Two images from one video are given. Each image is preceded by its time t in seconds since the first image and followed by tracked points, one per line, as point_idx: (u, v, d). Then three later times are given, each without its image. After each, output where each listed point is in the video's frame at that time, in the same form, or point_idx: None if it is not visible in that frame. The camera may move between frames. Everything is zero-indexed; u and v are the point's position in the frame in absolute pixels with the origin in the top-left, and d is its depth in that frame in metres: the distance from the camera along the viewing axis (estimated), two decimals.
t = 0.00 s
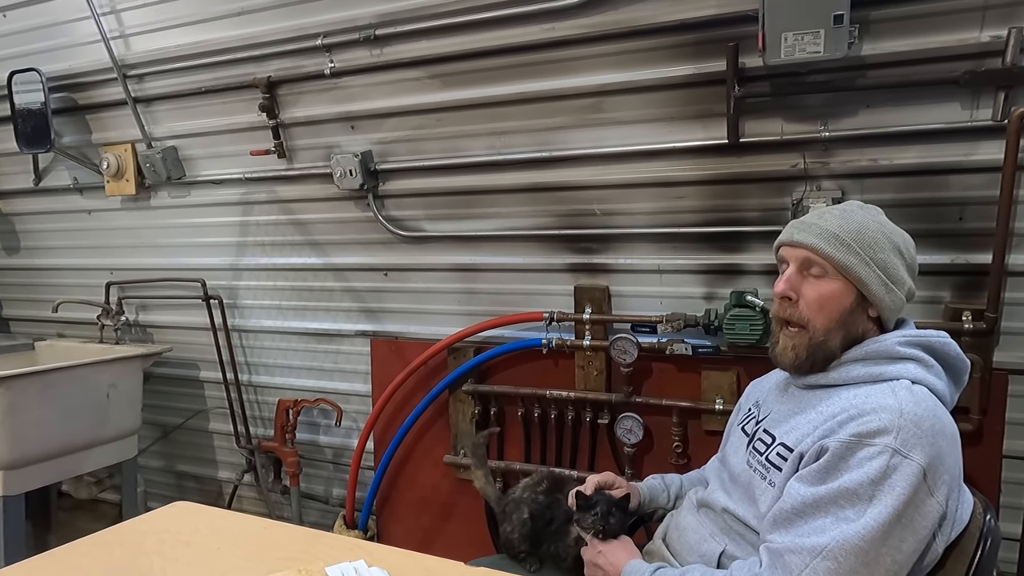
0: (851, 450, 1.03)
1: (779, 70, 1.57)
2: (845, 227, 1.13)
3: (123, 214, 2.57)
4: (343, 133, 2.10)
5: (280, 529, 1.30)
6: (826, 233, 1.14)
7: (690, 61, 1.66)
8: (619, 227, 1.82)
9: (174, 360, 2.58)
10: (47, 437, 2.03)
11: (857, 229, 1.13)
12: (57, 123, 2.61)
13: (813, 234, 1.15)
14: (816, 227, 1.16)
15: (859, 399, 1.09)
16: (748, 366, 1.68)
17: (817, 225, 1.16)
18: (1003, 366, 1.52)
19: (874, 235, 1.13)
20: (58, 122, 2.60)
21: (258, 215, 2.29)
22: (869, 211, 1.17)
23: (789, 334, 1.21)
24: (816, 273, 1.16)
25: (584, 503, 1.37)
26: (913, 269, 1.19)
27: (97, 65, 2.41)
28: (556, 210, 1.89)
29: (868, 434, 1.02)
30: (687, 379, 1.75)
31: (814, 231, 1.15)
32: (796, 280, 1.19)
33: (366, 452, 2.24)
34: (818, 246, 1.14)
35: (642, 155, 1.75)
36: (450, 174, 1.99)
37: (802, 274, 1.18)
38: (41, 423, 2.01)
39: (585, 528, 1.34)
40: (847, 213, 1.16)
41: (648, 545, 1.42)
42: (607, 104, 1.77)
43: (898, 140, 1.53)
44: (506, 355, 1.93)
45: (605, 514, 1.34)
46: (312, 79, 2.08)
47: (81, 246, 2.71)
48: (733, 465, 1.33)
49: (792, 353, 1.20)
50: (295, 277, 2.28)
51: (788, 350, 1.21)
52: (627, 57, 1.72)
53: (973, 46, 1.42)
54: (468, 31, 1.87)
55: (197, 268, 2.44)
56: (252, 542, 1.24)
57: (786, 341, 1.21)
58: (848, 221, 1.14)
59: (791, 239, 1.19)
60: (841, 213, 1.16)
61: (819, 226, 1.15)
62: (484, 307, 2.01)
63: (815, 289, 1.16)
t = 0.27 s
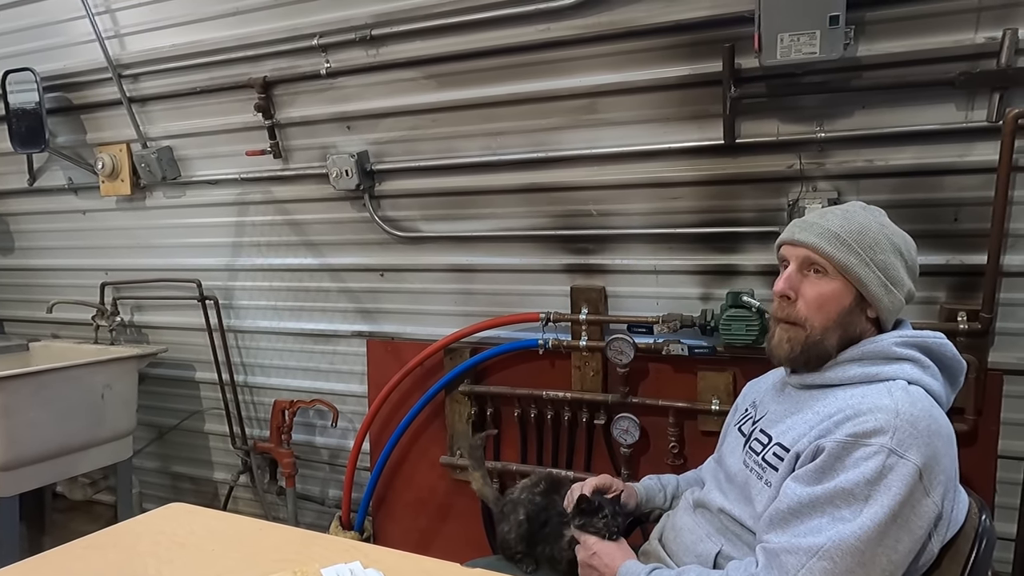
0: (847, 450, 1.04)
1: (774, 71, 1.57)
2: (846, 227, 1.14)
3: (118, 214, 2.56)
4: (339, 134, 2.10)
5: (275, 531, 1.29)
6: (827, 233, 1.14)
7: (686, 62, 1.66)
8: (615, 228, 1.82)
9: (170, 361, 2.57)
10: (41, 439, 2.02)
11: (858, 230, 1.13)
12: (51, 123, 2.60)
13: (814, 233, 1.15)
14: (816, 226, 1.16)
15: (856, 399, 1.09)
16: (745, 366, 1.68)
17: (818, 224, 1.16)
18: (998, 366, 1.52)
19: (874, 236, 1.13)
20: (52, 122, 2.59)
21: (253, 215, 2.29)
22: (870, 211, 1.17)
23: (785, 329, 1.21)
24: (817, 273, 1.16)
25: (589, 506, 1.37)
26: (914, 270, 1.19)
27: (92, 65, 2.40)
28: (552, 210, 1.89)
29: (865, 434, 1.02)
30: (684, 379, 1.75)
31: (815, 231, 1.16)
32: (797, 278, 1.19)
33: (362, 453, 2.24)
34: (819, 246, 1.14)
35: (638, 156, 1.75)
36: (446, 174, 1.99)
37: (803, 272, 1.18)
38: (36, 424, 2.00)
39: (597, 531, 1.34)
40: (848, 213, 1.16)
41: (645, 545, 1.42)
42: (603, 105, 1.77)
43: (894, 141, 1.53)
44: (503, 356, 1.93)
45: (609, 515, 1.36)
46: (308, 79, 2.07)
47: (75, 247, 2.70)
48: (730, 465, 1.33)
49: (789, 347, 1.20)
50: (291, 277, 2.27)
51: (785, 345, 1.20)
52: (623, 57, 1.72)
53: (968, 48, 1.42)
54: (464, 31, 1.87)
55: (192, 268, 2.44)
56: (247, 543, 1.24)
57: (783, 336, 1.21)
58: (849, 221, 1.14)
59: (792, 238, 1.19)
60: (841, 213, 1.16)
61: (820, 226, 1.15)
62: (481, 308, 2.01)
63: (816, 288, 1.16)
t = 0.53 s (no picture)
0: (849, 450, 1.03)
1: (775, 69, 1.57)
2: (825, 215, 1.16)
3: (117, 212, 2.56)
4: (338, 132, 2.09)
5: (274, 530, 1.29)
6: (805, 222, 1.18)
7: (686, 60, 1.66)
8: (615, 226, 1.81)
9: (169, 359, 2.57)
10: (40, 438, 2.02)
11: (836, 217, 1.15)
12: (50, 122, 2.59)
13: (795, 224, 1.19)
14: (797, 218, 1.20)
15: (858, 398, 1.09)
16: (745, 365, 1.68)
17: (800, 216, 1.20)
18: (999, 365, 1.52)
19: (854, 221, 1.14)
20: (51, 120, 2.59)
21: (253, 213, 2.28)
22: (856, 203, 1.19)
23: (774, 316, 1.24)
24: (800, 260, 1.19)
25: (586, 510, 1.35)
26: (910, 260, 1.17)
27: (90, 63, 2.40)
28: (552, 209, 1.88)
29: (867, 434, 1.02)
30: (684, 378, 1.75)
31: (796, 222, 1.20)
32: (783, 268, 1.22)
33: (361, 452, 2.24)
34: (798, 234, 1.18)
35: (638, 154, 1.75)
36: (446, 172, 1.98)
37: (789, 262, 1.21)
38: (35, 423, 2.00)
39: (598, 535, 1.32)
40: (831, 205, 1.19)
41: (644, 544, 1.42)
42: (603, 103, 1.76)
43: (894, 139, 1.53)
44: (502, 354, 1.92)
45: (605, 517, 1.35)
46: (307, 77, 2.07)
47: (75, 245, 2.69)
48: (731, 464, 1.32)
49: (776, 333, 1.22)
50: (290, 276, 2.27)
51: (773, 331, 1.23)
52: (623, 55, 1.72)
53: (969, 45, 1.42)
54: (463, 29, 1.87)
55: (191, 267, 2.43)
56: (246, 543, 1.24)
57: (772, 323, 1.24)
58: (829, 210, 1.17)
59: (778, 231, 1.24)
60: (823, 205, 1.19)
61: (801, 217, 1.20)
62: (481, 306, 2.01)
63: (798, 275, 1.18)
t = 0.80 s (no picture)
0: (849, 448, 1.03)
1: (776, 69, 1.56)
2: (801, 221, 1.18)
3: (119, 213, 2.56)
4: (339, 132, 2.09)
5: (276, 530, 1.29)
6: (784, 231, 1.20)
7: (687, 59, 1.65)
8: (617, 227, 1.81)
9: (171, 360, 2.57)
10: (42, 438, 2.02)
11: (812, 220, 1.17)
12: (52, 122, 2.60)
13: (775, 234, 1.22)
14: (778, 227, 1.22)
15: (858, 396, 1.08)
16: (747, 365, 1.68)
17: (781, 226, 1.22)
18: (1001, 365, 1.51)
19: (829, 222, 1.15)
20: (53, 121, 2.59)
21: (254, 214, 2.28)
22: (836, 204, 1.19)
23: (768, 324, 1.25)
24: (784, 268, 1.20)
25: (593, 511, 1.37)
26: (895, 251, 1.15)
27: (93, 63, 2.40)
28: (553, 209, 1.88)
29: (867, 431, 1.02)
30: (685, 378, 1.75)
31: (777, 232, 1.22)
32: (770, 277, 1.23)
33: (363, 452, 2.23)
34: (777, 243, 1.20)
35: (639, 154, 1.75)
36: (447, 173, 1.98)
37: (775, 270, 1.23)
38: (37, 423, 2.00)
39: (605, 535, 1.33)
40: (810, 210, 1.20)
41: (647, 544, 1.41)
42: (605, 103, 1.76)
43: (896, 139, 1.53)
44: (504, 355, 1.92)
45: (614, 516, 1.36)
46: (309, 77, 2.06)
47: (76, 246, 2.70)
48: (732, 464, 1.32)
49: (770, 341, 1.24)
50: (292, 277, 2.27)
51: (768, 339, 1.24)
52: (624, 55, 1.71)
53: (971, 45, 1.42)
54: (465, 29, 1.87)
55: (193, 267, 2.43)
56: (247, 543, 1.23)
57: (767, 331, 1.25)
58: (806, 215, 1.18)
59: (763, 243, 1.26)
60: (803, 212, 1.21)
61: (781, 226, 1.22)
62: (482, 307, 2.01)
63: (783, 282, 1.20)
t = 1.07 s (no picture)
0: (850, 448, 1.03)
1: (779, 68, 1.56)
2: (800, 224, 1.16)
3: (121, 212, 2.56)
4: (341, 132, 2.09)
5: (277, 530, 1.29)
6: (782, 234, 1.19)
7: (689, 58, 1.65)
8: (618, 226, 1.81)
9: (172, 360, 2.57)
10: (43, 437, 2.02)
11: (811, 223, 1.15)
12: (53, 122, 2.60)
13: (773, 237, 1.20)
14: (776, 230, 1.21)
15: (858, 396, 1.08)
16: (748, 365, 1.67)
17: (779, 228, 1.21)
18: (1004, 365, 1.51)
19: (828, 225, 1.14)
20: (55, 120, 2.59)
21: (256, 213, 2.28)
22: (834, 205, 1.18)
23: (771, 328, 1.24)
24: (785, 272, 1.19)
25: (599, 511, 1.36)
26: (894, 251, 1.14)
27: (94, 63, 2.40)
28: (555, 208, 1.88)
29: (868, 431, 1.01)
30: (687, 378, 1.74)
31: (775, 235, 1.20)
32: (770, 281, 1.23)
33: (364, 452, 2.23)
34: (776, 247, 1.19)
35: (641, 154, 1.75)
36: (448, 172, 1.98)
37: (776, 274, 1.22)
38: (39, 422, 2.00)
39: (614, 534, 1.33)
40: (808, 211, 1.18)
41: (648, 544, 1.41)
42: (606, 102, 1.76)
43: (899, 138, 1.52)
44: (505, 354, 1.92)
45: (622, 514, 1.36)
46: (310, 77, 2.06)
47: (78, 245, 2.70)
48: (734, 464, 1.32)
49: (774, 346, 1.23)
50: (294, 276, 2.26)
51: (772, 344, 1.24)
52: (626, 54, 1.71)
53: (974, 44, 1.41)
54: (467, 28, 1.86)
55: (195, 267, 2.43)
56: (248, 542, 1.23)
57: (770, 336, 1.25)
58: (805, 217, 1.17)
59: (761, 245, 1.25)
60: (800, 213, 1.19)
61: (779, 228, 1.20)
62: (484, 306, 2.00)
63: (784, 287, 1.19)
